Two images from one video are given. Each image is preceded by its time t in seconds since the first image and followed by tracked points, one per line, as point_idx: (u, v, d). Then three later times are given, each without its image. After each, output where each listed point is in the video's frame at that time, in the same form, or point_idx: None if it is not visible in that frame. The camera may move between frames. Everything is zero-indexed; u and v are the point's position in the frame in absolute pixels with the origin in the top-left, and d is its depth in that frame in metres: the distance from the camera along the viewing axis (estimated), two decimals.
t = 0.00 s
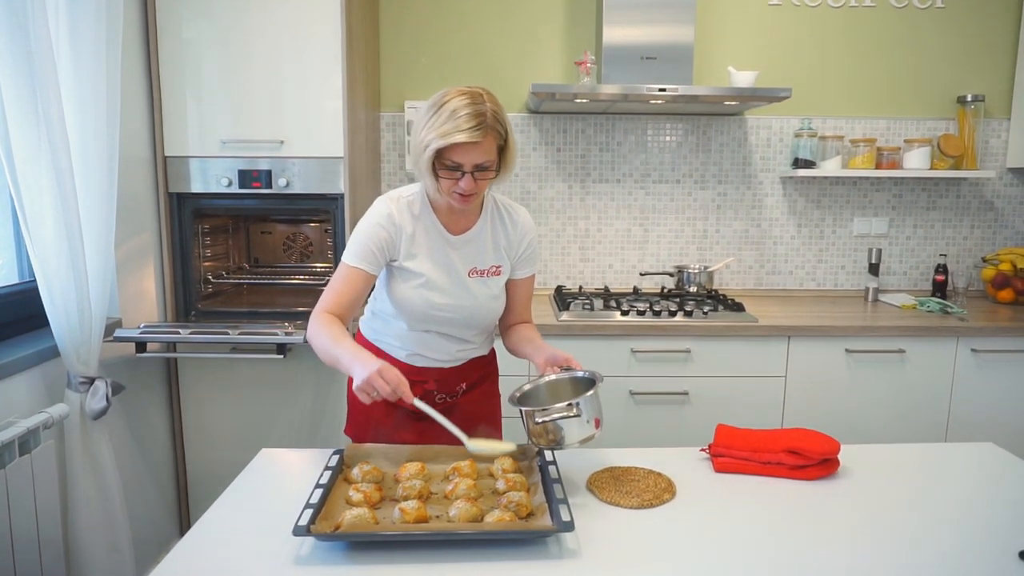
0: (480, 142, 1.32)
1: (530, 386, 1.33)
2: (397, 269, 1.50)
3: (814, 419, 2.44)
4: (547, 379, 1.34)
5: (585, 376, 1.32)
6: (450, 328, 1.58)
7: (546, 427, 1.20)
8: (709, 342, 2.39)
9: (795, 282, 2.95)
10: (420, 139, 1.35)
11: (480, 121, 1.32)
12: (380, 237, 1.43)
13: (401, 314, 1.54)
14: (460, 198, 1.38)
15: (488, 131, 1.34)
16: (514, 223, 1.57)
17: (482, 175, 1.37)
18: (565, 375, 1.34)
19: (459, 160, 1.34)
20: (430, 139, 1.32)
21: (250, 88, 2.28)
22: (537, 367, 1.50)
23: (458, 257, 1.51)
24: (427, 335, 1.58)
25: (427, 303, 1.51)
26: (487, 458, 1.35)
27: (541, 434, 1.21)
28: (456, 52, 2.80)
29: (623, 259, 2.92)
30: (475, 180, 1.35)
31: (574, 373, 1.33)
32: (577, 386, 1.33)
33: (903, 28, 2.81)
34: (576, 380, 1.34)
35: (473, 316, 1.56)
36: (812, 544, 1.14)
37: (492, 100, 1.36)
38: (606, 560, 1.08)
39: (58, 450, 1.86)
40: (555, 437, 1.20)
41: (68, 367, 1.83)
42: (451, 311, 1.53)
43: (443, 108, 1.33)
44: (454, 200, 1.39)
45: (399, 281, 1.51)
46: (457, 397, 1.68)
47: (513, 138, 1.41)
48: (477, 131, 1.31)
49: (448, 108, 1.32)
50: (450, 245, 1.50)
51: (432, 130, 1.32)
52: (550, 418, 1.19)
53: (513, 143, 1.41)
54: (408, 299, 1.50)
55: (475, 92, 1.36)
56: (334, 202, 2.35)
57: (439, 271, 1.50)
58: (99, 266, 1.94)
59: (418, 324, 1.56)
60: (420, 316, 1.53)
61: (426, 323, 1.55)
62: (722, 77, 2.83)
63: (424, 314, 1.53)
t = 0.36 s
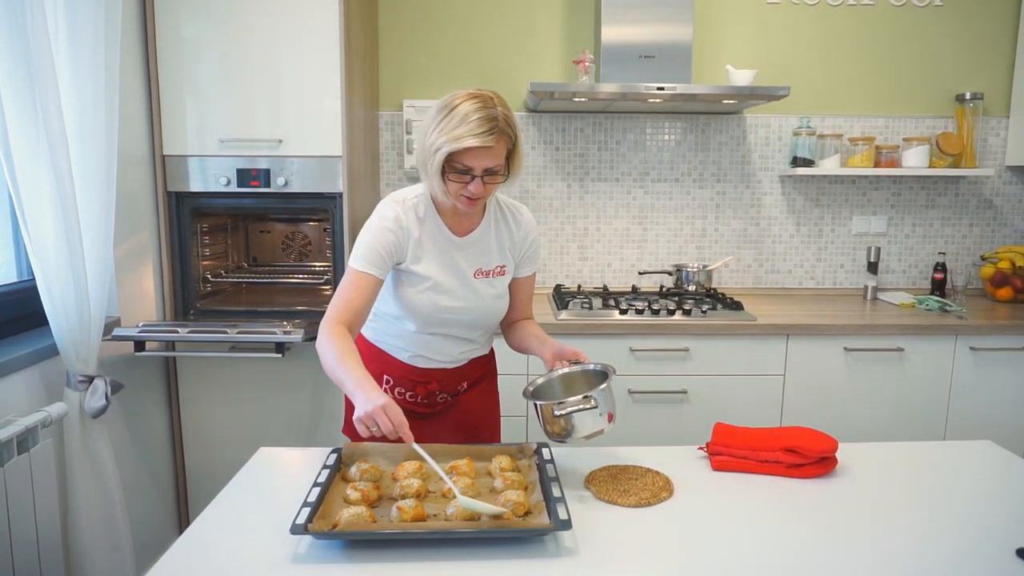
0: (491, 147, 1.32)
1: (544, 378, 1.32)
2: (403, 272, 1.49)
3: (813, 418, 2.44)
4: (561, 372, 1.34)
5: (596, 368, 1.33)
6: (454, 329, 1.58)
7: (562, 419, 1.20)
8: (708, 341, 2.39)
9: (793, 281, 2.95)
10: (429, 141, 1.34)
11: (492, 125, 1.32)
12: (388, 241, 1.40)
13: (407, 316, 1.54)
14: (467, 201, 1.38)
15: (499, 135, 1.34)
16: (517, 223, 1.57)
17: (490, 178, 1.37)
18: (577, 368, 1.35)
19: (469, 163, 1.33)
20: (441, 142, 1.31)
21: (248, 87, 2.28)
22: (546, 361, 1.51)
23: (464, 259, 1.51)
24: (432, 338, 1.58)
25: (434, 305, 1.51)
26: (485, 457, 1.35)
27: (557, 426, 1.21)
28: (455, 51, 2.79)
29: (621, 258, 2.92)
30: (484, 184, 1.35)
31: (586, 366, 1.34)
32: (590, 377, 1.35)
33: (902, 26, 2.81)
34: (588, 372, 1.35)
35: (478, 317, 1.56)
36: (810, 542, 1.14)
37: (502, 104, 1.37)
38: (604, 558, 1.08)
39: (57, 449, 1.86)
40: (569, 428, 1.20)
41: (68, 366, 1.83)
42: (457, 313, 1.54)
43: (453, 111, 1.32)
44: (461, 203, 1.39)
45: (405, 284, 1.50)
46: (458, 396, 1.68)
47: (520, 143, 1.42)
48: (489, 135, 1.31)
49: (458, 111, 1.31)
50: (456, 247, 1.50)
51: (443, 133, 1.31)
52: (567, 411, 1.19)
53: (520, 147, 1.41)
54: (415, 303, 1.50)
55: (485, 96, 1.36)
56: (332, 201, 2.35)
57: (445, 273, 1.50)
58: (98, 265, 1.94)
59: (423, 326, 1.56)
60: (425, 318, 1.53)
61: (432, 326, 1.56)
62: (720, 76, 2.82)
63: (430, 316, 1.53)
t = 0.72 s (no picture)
0: (493, 147, 1.33)
1: (547, 380, 1.32)
2: (404, 271, 1.49)
3: (812, 418, 2.44)
4: (565, 372, 1.34)
5: (601, 370, 1.33)
6: (454, 330, 1.58)
7: (567, 423, 1.20)
8: (707, 341, 2.39)
9: (793, 280, 2.95)
10: (431, 141, 1.34)
11: (495, 125, 1.32)
12: (389, 241, 1.40)
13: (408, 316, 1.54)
14: (469, 201, 1.38)
15: (501, 136, 1.34)
16: (518, 224, 1.58)
17: (493, 179, 1.37)
18: (581, 368, 1.35)
19: (471, 164, 1.33)
20: (444, 142, 1.31)
21: (247, 87, 2.28)
22: (547, 361, 1.50)
23: (466, 259, 1.51)
24: (432, 338, 1.58)
25: (435, 305, 1.51)
26: (485, 457, 1.35)
27: (561, 428, 1.21)
28: (455, 51, 2.79)
29: (621, 258, 2.92)
30: (486, 184, 1.35)
31: (590, 367, 1.34)
32: (594, 379, 1.34)
33: (901, 26, 2.81)
34: (591, 373, 1.35)
35: (478, 317, 1.56)
36: (808, 542, 1.14)
37: (506, 104, 1.37)
38: (603, 558, 1.08)
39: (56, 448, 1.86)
40: (573, 431, 1.20)
41: (68, 366, 1.83)
42: (458, 313, 1.53)
43: (455, 111, 1.32)
44: (463, 203, 1.39)
45: (406, 284, 1.50)
46: (458, 395, 1.68)
47: (523, 143, 1.42)
48: (492, 135, 1.31)
49: (461, 112, 1.31)
50: (458, 247, 1.50)
51: (445, 133, 1.31)
52: (572, 415, 1.19)
53: (523, 147, 1.42)
54: (416, 302, 1.50)
55: (488, 96, 1.36)
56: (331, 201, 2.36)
57: (447, 273, 1.50)
58: (96, 265, 1.94)
59: (424, 326, 1.56)
60: (426, 317, 1.53)
61: (432, 326, 1.56)
62: (719, 76, 2.82)
63: (431, 316, 1.53)
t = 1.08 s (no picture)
0: (489, 143, 1.32)
1: (539, 377, 1.32)
2: (399, 269, 1.49)
3: (812, 419, 2.44)
4: (558, 369, 1.34)
5: (591, 367, 1.33)
6: (453, 328, 1.58)
7: (558, 419, 1.20)
8: (707, 341, 2.39)
9: (792, 281, 2.95)
10: (427, 138, 1.34)
11: (490, 122, 1.32)
12: (382, 238, 1.42)
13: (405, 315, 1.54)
14: (465, 197, 1.38)
15: (496, 131, 1.34)
16: (516, 222, 1.57)
17: (489, 175, 1.37)
18: (575, 366, 1.35)
19: (467, 160, 1.33)
20: (439, 138, 1.31)
21: (247, 87, 2.28)
22: (544, 360, 1.50)
23: (463, 256, 1.51)
24: (430, 336, 1.58)
25: (432, 302, 1.50)
26: (485, 457, 1.35)
27: (553, 426, 1.21)
28: (454, 51, 2.79)
29: (621, 258, 2.92)
30: (482, 180, 1.35)
31: (582, 365, 1.34)
32: (586, 376, 1.34)
33: (901, 27, 2.81)
34: (585, 371, 1.35)
35: (477, 316, 1.56)
36: (809, 542, 1.13)
37: (501, 101, 1.37)
38: (603, 558, 1.08)
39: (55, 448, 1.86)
40: (566, 428, 1.20)
41: (66, 366, 1.83)
42: (456, 311, 1.53)
43: (450, 107, 1.32)
44: (459, 200, 1.38)
45: (402, 282, 1.50)
46: (457, 395, 1.68)
47: (518, 141, 1.42)
48: (487, 131, 1.31)
49: (456, 108, 1.31)
50: (454, 244, 1.50)
51: (441, 129, 1.31)
52: (562, 412, 1.19)
53: (518, 145, 1.42)
54: (413, 300, 1.50)
55: (482, 93, 1.36)
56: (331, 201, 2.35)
57: (443, 270, 1.50)
58: (95, 265, 1.94)
59: (421, 325, 1.56)
60: (423, 315, 1.53)
61: (430, 324, 1.55)
62: (719, 76, 2.83)
63: (427, 314, 1.52)
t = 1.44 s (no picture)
0: (485, 136, 1.32)
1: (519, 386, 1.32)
2: (395, 263, 1.50)
3: (813, 418, 2.44)
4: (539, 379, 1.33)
5: (573, 376, 1.32)
6: (448, 325, 1.56)
7: (536, 431, 1.19)
8: (708, 341, 2.38)
9: (794, 280, 2.95)
10: (421, 138, 1.33)
11: (484, 115, 1.32)
12: (379, 228, 1.43)
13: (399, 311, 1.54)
14: (465, 193, 1.38)
15: (491, 124, 1.34)
16: (513, 220, 1.56)
17: (486, 168, 1.37)
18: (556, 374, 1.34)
19: (464, 156, 1.33)
20: (435, 137, 1.31)
21: (248, 87, 2.28)
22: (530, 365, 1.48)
23: (457, 253, 1.51)
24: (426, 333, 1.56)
25: (425, 298, 1.50)
26: (486, 456, 1.34)
27: (531, 435, 1.20)
28: (455, 51, 2.79)
29: (622, 257, 2.92)
30: (481, 174, 1.36)
31: (562, 373, 1.33)
32: (566, 385, 1.33)
33: (902, 26, 2.80)
34: (565, 379, 1.34)
35: (472, 313, 1.55)
36: (812, 542, 1.13)
37: (490, 93, 1.37)
38: (605, 558, 1.08)
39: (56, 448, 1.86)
40: (545, 440, 1.20)
41: (66, 365, 1.82)
42: (449, 308, 1.52)
43: (442, 105, 1.32)
44: (459, 196, 1.39)
45: (397, 277, 1.50)
46: (455, 394, 1.67)
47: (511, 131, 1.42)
48: (482, 125, 1.31)
49: (448, 105, 1.31)
50: (449, 241, 1.50)
51: (435, 128, 1.31)
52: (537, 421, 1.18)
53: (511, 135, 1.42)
54: (406, 295, 1.50)
55: (471, 87, 1.36)
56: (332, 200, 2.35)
57: (437, 266, 1.50)
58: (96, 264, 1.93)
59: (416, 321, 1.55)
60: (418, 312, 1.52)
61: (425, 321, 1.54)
62: (720, 76, 2.82)
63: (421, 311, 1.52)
